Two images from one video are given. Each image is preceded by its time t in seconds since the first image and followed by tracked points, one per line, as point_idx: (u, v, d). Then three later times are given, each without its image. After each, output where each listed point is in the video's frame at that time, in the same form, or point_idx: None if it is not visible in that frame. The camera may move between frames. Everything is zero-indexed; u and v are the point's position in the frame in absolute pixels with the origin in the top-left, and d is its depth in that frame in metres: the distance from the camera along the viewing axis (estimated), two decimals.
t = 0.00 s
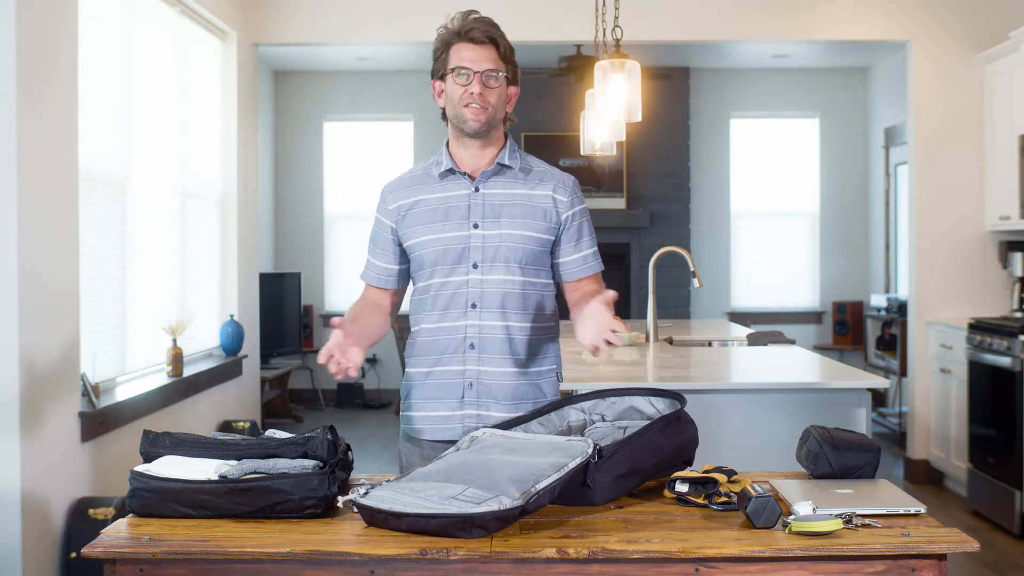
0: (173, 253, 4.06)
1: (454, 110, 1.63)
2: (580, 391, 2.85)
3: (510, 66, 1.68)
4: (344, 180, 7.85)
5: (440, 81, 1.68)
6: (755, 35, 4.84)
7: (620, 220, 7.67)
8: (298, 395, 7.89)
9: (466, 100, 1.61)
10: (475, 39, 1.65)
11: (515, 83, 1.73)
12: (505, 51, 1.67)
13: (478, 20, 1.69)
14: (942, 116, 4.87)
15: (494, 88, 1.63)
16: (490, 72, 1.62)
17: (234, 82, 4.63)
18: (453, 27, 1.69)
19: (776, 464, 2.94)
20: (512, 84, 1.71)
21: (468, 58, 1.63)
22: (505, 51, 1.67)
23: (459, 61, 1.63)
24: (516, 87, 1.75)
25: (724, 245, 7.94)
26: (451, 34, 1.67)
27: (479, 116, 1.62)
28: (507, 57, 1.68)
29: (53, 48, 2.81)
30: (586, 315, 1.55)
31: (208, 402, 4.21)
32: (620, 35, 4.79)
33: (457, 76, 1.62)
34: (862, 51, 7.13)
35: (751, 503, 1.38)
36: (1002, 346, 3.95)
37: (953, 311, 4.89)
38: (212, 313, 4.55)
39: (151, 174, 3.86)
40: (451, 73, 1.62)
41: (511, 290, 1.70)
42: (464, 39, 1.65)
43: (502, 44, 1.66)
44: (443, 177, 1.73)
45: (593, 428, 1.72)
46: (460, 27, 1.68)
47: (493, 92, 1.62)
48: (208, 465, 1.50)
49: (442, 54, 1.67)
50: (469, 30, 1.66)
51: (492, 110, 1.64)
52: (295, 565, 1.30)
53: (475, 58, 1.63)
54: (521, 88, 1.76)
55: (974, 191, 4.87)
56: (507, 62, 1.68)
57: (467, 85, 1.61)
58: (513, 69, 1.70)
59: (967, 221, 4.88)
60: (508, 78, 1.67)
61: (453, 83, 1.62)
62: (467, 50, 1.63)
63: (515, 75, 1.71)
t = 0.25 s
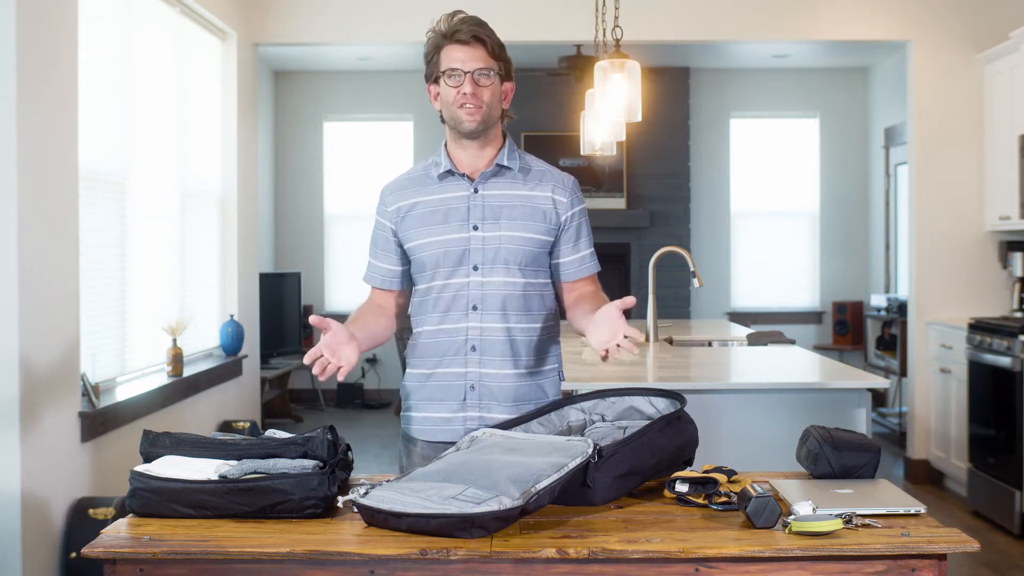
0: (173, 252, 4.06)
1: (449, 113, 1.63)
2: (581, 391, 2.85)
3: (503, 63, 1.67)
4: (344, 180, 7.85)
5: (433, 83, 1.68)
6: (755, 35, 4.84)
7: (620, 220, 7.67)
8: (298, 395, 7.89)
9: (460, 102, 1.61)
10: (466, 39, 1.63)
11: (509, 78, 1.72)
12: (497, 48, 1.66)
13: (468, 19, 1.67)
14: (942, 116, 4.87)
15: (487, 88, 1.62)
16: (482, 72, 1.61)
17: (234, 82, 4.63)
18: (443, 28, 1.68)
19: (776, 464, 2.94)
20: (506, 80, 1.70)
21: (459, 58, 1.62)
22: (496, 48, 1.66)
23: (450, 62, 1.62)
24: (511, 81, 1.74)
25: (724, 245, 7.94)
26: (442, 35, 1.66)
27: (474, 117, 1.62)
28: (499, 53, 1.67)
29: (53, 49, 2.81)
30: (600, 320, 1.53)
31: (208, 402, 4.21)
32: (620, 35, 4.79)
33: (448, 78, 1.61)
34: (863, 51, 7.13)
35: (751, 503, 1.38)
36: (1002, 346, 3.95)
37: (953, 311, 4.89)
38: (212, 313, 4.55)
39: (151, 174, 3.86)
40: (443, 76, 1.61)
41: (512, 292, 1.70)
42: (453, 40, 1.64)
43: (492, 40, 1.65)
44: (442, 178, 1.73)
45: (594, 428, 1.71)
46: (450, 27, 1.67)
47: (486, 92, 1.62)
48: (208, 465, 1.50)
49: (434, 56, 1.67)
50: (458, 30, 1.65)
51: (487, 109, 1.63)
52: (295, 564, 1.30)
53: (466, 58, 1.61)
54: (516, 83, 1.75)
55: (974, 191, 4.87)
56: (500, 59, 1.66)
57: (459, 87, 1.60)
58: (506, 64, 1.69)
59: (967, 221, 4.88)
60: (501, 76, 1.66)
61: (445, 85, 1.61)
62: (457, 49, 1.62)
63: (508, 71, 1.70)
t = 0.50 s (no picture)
0: (173, 253, 4.06)
1: (450, 114, 1.63)
2: (581, 391, 2.85)
3: (504, 64, 1.67)
4: (344, 180, 7.85)
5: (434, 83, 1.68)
6: (755, 35, 4.84)
7: (620, 220, 7.67)
8: (298, 395, 7.89)
9: (461, 103, 1.61)
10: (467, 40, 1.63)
11: (510, 79, 1.71)
12: (498, 49, 1.66)
13: (470, 20, 1.67)
14: (942, 116, 4.87)
15: (488, 89, 1.61)
16: (484, 73, 1.61)
17: (234, 82, 4.63)
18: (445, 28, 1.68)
19: (776, 464, 2.94)
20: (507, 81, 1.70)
21: (460, 60, 1.61)
22: (498, 49, 1.65)
23: (451, 63, 1.62)
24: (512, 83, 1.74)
25: (724, 245, 7.94)
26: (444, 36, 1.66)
27: (474, 119, 1.62)
28: (501, 55, 1.67)
29: (53, 50, 2.81)
30: (592, 321, 1.53)
31: (208, 402, 4.21)
32: (620, 35, 4.79)
33: (450, 79, 1.61)
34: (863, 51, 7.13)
35: (751, 503, 1.38)
36: (1002, 346, 3.95)
37: (953, 311, 4.89)
38: (212, 313, 4.54)
39: (151, 174, 3.86)
40: (444, 77, 1.61)
41: (512, 292, 1.70)
42: (455, 41, 1.63)
43: (494, 42, 1.64)
44: (443, 179, 1.73)
45: (594, 428, 1.71)
46: (452, 29, 1.67)
47: (487, 94, 1.62)
48: (208, 465, 1.50)
49: (436, 56, 1.67)
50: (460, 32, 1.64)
51: (488, 111, 1.63)
52: (295, 564, 1.30)
53: (467, 59, 1.61)
54: (517, 84, 1.74)
55: (974, 191, 4.87)
56: (501, 60, 1.66)
57: (460, 88, 1.60)
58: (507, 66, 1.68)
59: (967, 221, 4.88)
60: (502, 77, 1.66)
61: (446, 86, 1.61)
62: (459, 51, 1.62)
63: (509, 73, 1.70)
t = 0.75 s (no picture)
0: (173, 253, 4.06)
1: (449, 114, 1.63)
2: (581, 391, 2.85)
3: (503, 63, 1.67)
4: (344, 180, 7.85)
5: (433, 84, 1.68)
6: (755, 35, 4.84)
7: (620, 220, 7.67)
8: (298, 395, 7.89)
9: (460, 104, 1.61)
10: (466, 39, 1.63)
11: (509, 79, 1.71)
12: (497, 49, 1.66)
13: (468, 19, 1.67)
14: (942, 116, 4.87)
15: (487, 89, 1.62)
16: (482, 73, 1.61)
17: (234, 82, 4.63)
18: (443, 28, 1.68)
19: (776, 464, 2.94)
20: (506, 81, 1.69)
21: (459, 60, 1.61)
22: (497, 49, 1.65)
23: (450, 63, 1.62)
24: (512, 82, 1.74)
25: (724, 245, 7.94)
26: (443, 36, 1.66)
27: (473, 119, 1.62)
28: (500, 54, 1.66)
29: (52, 50, 2.81)
30: (586, 320, 1.53)
31: (208, 402, 4.21)
32: (620, 35, 4.79)
33: (448, 79, 1.61)
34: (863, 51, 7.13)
35: (751, 503, 1.38)
36: (1002, 346, 3.95)
37: (953, 311, 4.89)
38: (212, 313, 4.54)
39: (151, 174, 3.86)
40: (443, 77, 1.61)
41: (512, 293, 1.70)
42: (453, 41, 1.63)
43: (493, 41, 1.64)
44: (442, 180, 1.73)
45: (593, 428, 1.71)
46: (451, 28, 1.67)
47: (486, 93, 1.62)
48: (208, 465, 1.50)
49: (434, 56, 1.66)
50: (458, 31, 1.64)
51: (486, 111, 1.63)
52: (295, 564, 1.30)
53: (466, 59, 1.61)
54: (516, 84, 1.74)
55: (974, 191, 4.87)
56: (500, 59, 1.66)
57: (459, 88, 1.60)
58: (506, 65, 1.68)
59: (967, 221, 4.88)
60: (501, 77, 1.66)
61: (445, 86, 1.61)
62: (458, 51, 1.62)
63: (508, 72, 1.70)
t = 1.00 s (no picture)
0: (173, 253, 4.06)
1: (446, 117, 1.63)
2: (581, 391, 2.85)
3: (502, 64, 1.66)
4: (344, 180, 7.85)
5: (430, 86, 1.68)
6: (755, 35, 4.84)
7: (620, 220, 7.67)
8: (298, 395, 7.89)
9: (457, 106, 1.62)
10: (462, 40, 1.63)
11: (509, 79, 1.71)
12: (495, 49, 1.65)
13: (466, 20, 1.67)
14: (942, 116, 4.87)
15: (484, 91, 1.62)
16: (479, 76, 1.61)
17: (234, 82, 4.63)
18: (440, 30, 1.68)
19: (775, 464, 2.94)
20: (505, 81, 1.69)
21: (455, 62, 1.61)
22: (495, 50, 1.65)
23: (446, 66, 1.62)
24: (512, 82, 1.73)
25: (724, 245, 7.94)
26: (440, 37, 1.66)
27: (471, 122, 1.62)
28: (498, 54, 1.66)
29: (52, 51, 2.81)
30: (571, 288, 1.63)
31: (208, 403, 4.21)
32: (620, 35, 4.79)
33: (444, 83, 1.61)
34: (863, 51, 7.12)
35: (751, 503, 1.38)
36: (1002, 346, 3.95)
37: (953, 311, 4.89)
38: (212, 313, 4.55)
39: (151, 173, 3.86)
40: (439, 80, 1.62)
41: (512, 292, 1.70)
42: (449, 43, 1.63)
43: (490, 43, 1.64)
44: (442, 181, 1.73)
45: (593, 428, 1.73)
46: (447, 29, 1.66)
47: (483, 95, 1.62)
48: (208, 465, 1.50)
49: (432, 58, 1.67)
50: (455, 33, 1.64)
51: (484, 113, 1.63)
52: (295, 564, 1.30)
53: (462, 62, 1.61)
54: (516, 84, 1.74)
55: (974, 191, 4.87)
56: (499, 60, 1.66)
57: (455, 91, 1.61)
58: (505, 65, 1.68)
59: (967, 221, 4.88)
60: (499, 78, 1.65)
61: (442, 90, 1.62)
62: (453, 54, 1.62)
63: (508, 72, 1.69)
